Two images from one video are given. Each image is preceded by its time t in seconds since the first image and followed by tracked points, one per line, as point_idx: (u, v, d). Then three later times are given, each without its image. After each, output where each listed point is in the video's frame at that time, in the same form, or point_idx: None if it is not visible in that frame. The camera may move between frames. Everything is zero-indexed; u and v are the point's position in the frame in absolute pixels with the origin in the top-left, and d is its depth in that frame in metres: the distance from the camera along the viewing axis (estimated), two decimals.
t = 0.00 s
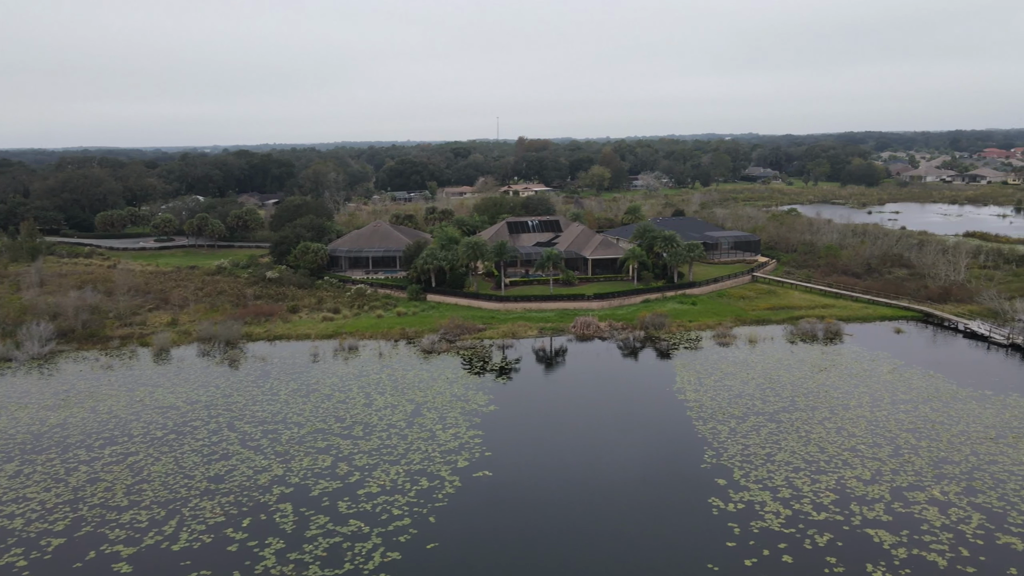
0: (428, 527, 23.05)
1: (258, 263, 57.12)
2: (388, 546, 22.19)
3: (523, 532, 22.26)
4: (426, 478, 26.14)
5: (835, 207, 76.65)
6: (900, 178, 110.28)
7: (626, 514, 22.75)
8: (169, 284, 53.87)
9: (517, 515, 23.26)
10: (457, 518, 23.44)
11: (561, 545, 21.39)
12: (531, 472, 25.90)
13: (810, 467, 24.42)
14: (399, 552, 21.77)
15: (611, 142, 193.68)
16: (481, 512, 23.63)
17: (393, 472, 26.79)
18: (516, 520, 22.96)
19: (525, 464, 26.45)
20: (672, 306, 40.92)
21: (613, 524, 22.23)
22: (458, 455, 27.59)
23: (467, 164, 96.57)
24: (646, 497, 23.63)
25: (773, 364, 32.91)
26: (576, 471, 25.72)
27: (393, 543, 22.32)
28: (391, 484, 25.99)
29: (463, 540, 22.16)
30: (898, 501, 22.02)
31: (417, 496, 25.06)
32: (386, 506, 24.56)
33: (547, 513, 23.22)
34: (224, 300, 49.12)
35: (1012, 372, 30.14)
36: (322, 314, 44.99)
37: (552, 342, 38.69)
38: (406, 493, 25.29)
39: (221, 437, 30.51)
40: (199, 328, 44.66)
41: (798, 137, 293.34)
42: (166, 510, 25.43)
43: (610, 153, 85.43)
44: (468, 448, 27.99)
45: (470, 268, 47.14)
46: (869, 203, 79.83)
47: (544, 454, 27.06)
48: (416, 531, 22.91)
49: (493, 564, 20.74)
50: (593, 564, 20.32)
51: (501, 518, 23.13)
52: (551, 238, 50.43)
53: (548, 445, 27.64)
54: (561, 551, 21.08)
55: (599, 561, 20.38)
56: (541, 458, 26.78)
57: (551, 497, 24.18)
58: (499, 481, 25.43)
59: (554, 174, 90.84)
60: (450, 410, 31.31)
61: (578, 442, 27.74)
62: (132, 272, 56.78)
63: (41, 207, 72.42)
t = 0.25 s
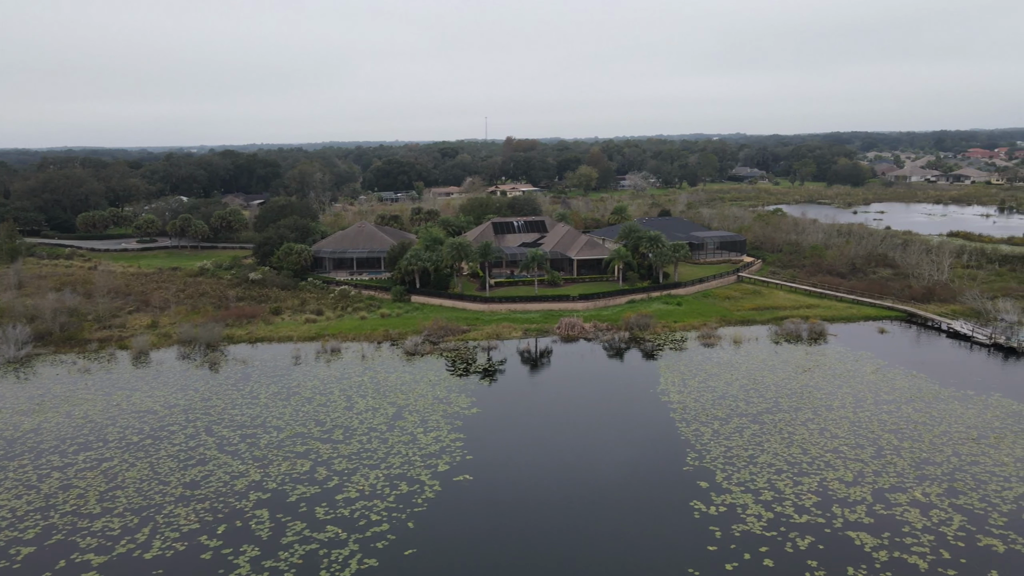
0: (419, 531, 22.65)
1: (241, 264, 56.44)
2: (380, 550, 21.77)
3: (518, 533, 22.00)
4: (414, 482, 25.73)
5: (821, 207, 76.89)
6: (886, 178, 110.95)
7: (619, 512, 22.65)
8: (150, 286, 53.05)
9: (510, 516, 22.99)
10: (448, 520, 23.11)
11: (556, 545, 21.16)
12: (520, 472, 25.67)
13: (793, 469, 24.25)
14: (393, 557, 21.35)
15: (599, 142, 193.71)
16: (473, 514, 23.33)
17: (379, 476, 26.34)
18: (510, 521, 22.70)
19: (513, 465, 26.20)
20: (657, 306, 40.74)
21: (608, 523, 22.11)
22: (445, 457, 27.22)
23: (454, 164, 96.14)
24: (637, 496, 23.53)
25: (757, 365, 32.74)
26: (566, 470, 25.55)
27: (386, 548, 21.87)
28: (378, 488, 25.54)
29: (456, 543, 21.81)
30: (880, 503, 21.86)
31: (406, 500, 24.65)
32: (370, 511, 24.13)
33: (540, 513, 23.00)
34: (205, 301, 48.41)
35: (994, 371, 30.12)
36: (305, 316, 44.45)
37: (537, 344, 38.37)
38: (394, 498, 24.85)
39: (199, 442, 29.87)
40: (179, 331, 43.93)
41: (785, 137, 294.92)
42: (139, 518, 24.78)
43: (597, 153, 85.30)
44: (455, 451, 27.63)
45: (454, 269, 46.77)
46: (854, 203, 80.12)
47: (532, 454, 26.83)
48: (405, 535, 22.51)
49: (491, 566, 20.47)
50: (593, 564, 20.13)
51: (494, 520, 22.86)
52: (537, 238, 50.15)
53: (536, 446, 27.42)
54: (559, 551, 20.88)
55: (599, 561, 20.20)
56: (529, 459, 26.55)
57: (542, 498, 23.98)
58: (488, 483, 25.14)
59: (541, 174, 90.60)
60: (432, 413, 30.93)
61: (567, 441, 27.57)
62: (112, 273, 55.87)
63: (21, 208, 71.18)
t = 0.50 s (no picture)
0: (413, 533, 22.42)
1: (229, 265, 55.95)
2: (377, 553, 21.52)
3: (517, 534, 21.87)
4: (407, 484, 25.48)
5: (811, 207, 77.01)
6: (875, 178, 111.42)
7: (611, 513, 22.58)
8: (136, 287, 52.49)
9: (507, 517, 22.87)
10: (439, 522, 22.92)
11: (554, 546, 21.05)
12: (514, 473, 25.55)
13: (780, 471, 24.12)
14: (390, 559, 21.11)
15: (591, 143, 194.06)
16: (469, 515, 23.16)
17: (371, 478, 26.07)
18: (507, 522, 22.57)
19: (507, 465, 26.06)
20: (647, 307, 40.56)
21: (605, 522, 22.08)
22: (437, 459, 27.00)
23: (446, 164, 95.88)
24: (632, 494, 23.50)
25: (746, 366, 32.56)
26: (560, 470, 25.47)
27: (384, 550, 21.64)
28: (370, 490, 25.26)
29: (453, 544, 21.63)
30: (867, 505, 21.74)
31: (399, 502, 24.42)
32: (359, 514, 23.83)
33: (537, 513, 22.90)
34: (192, 303, 47.93)
35: (982, 371, 30.08)
36: (293, 318, 44.07)
37: (526, 345, 38.13)
38: (387, 500, 24.59)
39: (182, 446, 29.46)
40: (165, 332, 43.43)
41: (777, 137, 295.85)
42: (119, 523, 24.33)
43: (589, 153, 85.23)
44: (447, 452, 27.41)
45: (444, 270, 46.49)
46: (844, 203, 80.33)
47: (525, 454, 26.70)
48: (399, 537, 22.26)
49: (491, 566, 20.36)
50: (588, 565, 20.04)
51: (491, 521, 22.74)
52: (527, 239, 49.94)
53: (529, 446, 27.29)
54: (559, 551, 20.81)
55: (594, 562, 20.11)
56: (522, 459, 26.41)
57: (538, 498, 23.89)
58: (483, 484, 24.98)
59: (533, 174, 90.45)
60: (419, 416, 30.65)
61: (560, 441, 27.46)
62: (98, 275, 55.25)
63: (7, 208, 70.36)
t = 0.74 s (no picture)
0: (404, 537, 22.14)
1: (213, 267, 55.34)
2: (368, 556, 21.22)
3: (511, 536, 21.72)
4: (397, 487, 25.18)
5: (799, 207, 77.12)
6: (863, 178, 111.94)
7: (593, 517, 22.34)
8: (118, 289, 51.78)
9: (499, 518, 22.71)
10: (420, 528, 22.59)
11: (547, 548, 20.90)
12: (504, 473, 25.39)
13: (764, 473, 23.92)
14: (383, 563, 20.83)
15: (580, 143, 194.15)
16: (461, 518, 22.95)
17: (359, 481, 25.73)
18: (500, 524, 22.42)
19: (496, 466, 25.86)
20: (633, 307, 40.35)
21: (586, 526, 21.84)
22: (425, 461, 26.72)
23: (434, 164, 95.49)
24: (622, 494, 23.45)
25: (731, 367, 32.37)
26: (550, 470, 25.34)
27: (376, 553, 21.37)
28: (358, 493, 24.94)
29: (446, 546, 21.43)
30: (851, 507, 21.56)
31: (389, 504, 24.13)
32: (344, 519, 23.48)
33: (529, 515, 22.76)
34: (175, 305, 47.31)
35: (966, 371, 30.03)
36: (276, 319, 43.56)
37: (511, 346, 37.82)
38: (376, 503, 24.28)
39: (160, 451, 28.94)
40: (146, 335, 42.80)
41: (763, 137, 297.67)
42: (92, 531, 23.78)
43: (577, 153, 85.10)
44: (435, 454, 27.14)
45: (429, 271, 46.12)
46: (832, 203, 80.54)
47: (515, 455, 26.53)
48: (387, 542, 21.95)
49: (487, 567, 20.23)
50: (569, 570, 19.76)
51: (484, 522, 22.58)
52: (513, 239, 49.66)
53: (517, 446, 27.12)
54: (553, 552, 20.69)
55: (575, 567, 19.84)
56: (512, 460, 26.23)
57: (525, 500, 23.68)
58: (473, 485, 24.78)
59: (522, 174, 90.22)
60: (401, 419, 30.29)
61: (549, 441, 27.33)
62: (80, 276, 54.50)
63: None
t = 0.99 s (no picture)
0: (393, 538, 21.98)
1: (197, 268, 54.68)
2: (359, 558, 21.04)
3: (502, 536, 21.64)
4: (386, 488, 25.01)
5: (787, 207, 77.21)
6: (851, 178, 112.33)
7: (575, 521, 22.09)
8: (99, 290, 51.05)
9: (491, 518, 22.63)
10: (399, 533, 22.23)
11: (531, 550, 20.71)
12: (489, 476, 25.19)
13: (748, 475, 23.71)
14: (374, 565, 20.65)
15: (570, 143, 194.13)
16: (452, 518, 22.83)
17: (348, 483, 25.51)
18: (491, 524, 22.34)
19: (485, 467, 25.74)
20: (619, 308, 40.12)
21: (568, 531, 21.58)
22: (415, 462, 26.58)
23: (423, 164, 95.05)
24: (604, 498, 23.21)
25: (717, 368, 32.18)
26: (539, 470, 25.26)
27: (367, 554, 21.22)
28: (348, 495, 24.73)
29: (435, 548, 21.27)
30: (834, 510, 21.37)
31: (379, 505, 23.99)
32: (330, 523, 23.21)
33: (520, 515, 22.68)
34: (157, 306, 46.66)
35: (951, 371, 29.96)
36: (259, 321, 43.03)
37: (496, 348, 37.48)
38: (366, 504, 24.09)
39: (137, 457, 28.40)
40: (126, 337, 42.16)
41: (752, 137, 298.70)
42: (64, 539, 23.22)
43: (566, 153, 84.90)
44: (425, 455, 26.98)
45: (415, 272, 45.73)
46: (819, 203, 80.67)
47: (504, 456, 26.41)
48: (375, 544, 21.73)
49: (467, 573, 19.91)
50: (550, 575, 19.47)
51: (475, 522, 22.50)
52: (500, 240, 49.34)
53: (502, 448, 26.93)
54: (544, 552, 20.64)
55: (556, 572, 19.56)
56: (501, 461, 26.11)
57: (508, 504, 23.41)
58: (462, 486, 24.67)
59: (510, 174, 89.91)
60: (383, 422, 29.90)
61: (537, 441, 27.24)
62: (61, 278, 53.73)
63: None
